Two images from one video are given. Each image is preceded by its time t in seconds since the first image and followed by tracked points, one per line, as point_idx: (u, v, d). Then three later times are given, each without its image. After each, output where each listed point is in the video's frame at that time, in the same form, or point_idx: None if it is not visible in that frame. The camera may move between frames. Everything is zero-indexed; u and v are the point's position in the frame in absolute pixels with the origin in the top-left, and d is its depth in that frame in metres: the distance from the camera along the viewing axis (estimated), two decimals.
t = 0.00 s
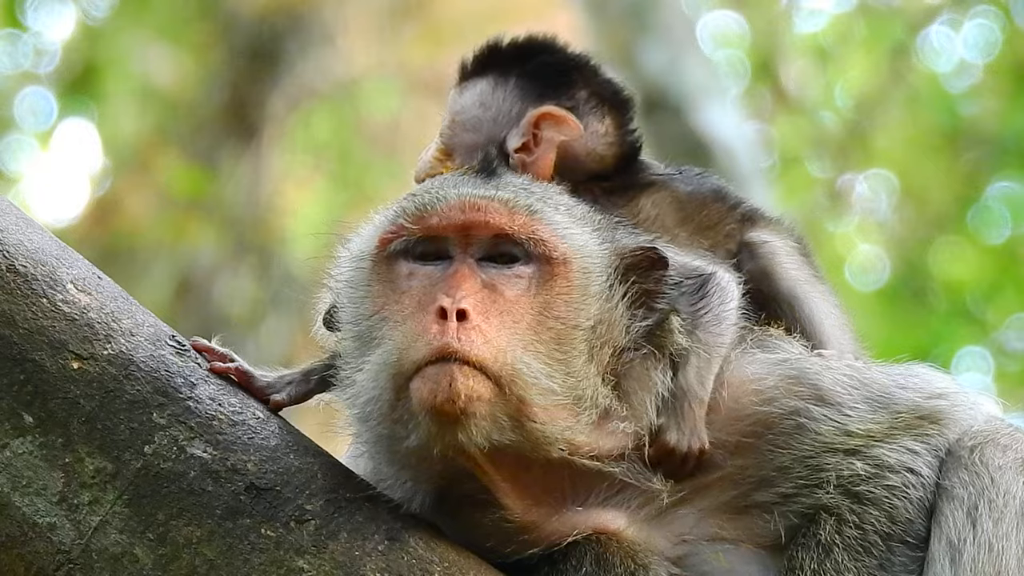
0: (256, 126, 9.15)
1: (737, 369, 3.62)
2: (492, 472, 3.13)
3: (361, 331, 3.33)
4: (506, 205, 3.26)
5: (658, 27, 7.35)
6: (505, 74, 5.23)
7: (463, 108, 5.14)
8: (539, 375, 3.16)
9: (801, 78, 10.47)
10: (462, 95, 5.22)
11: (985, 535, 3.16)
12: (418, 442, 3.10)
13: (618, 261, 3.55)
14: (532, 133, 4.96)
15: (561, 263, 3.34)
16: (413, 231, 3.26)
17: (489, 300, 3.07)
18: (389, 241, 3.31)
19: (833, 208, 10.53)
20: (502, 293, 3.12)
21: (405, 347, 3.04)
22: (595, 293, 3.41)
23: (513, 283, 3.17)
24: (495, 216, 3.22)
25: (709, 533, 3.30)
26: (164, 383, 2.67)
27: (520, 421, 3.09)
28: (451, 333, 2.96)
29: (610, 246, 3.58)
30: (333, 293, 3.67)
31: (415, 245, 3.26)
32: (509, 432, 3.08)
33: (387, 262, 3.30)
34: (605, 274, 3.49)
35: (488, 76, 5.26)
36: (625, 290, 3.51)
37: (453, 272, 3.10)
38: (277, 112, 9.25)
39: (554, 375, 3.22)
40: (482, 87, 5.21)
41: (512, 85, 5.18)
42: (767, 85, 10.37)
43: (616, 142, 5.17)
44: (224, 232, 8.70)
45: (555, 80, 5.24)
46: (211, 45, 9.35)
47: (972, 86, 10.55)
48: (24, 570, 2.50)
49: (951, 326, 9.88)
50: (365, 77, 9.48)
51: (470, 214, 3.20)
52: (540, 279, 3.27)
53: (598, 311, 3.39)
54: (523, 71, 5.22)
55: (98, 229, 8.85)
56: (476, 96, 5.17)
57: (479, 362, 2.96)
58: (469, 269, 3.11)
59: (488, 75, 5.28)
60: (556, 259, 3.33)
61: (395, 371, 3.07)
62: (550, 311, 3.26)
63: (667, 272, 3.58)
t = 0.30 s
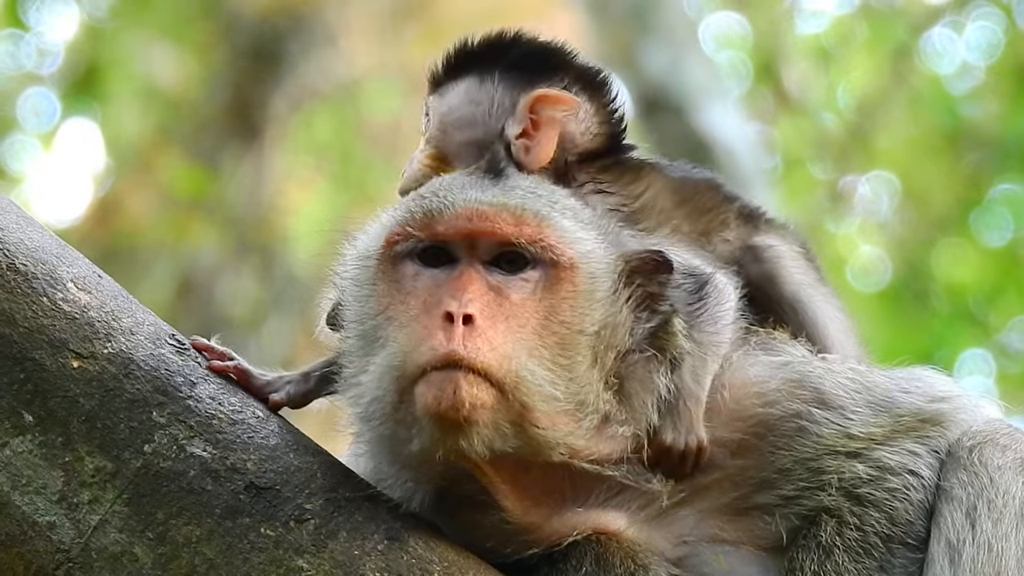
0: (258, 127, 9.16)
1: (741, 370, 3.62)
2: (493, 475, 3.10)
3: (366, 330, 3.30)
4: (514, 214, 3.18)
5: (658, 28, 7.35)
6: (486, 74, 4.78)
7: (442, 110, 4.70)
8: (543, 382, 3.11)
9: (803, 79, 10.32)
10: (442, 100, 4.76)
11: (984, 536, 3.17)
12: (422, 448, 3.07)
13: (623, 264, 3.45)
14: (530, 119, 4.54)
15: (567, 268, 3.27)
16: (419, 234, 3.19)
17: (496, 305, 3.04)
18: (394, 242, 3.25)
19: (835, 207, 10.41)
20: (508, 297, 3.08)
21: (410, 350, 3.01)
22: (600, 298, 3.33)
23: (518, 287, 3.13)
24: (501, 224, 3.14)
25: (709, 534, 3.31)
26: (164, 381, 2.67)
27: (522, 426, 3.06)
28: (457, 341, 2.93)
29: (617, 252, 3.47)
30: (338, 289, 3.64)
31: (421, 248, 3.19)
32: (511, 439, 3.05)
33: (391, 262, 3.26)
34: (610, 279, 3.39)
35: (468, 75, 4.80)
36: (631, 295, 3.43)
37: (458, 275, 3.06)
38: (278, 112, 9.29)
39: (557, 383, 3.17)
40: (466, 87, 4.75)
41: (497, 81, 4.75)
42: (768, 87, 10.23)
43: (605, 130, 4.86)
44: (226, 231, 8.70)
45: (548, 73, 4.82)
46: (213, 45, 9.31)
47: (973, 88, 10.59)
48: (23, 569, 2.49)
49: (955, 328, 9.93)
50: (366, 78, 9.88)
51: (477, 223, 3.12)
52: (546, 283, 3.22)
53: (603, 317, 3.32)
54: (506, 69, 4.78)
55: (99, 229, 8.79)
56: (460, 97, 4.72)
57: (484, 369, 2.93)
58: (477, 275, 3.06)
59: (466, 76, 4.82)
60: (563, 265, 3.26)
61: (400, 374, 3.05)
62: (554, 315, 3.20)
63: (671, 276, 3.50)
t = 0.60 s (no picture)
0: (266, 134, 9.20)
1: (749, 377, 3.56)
2: (501, 486, 3.07)
3: (377, 340, 3.27)
4: (526, 219, 3.19)
5: (667, 36, 7.36)
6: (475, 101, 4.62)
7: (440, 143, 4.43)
8: (551, 395, 3.10)
9: (810, 88, 10.39)
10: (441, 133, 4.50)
11: (990, 542, 3.18)
12: (432, 464, 3.02)
13: (632, 274, 3.45)
14: (541, 134, 4.47)
15: (577, 280, 3.27)
16: (430, 241, 3.19)
17: (506, 315, 3.04)
18: (405, 250, 3.25)
19: (843, 217, 10.40)
20: (518, 308, 3.08)
21: (422, 363, 2.98)
22: (609, 311, 3.32)
23: (529, 296, 3.13)
24: (514, 230, 3.16)
25: (716, 538, 3.32)
26: (171, 387, 2.67)
27: (529, 435, 3.05)
28: (466, 354, 2.92)
29: (624, 265, 3.45)
30: (347, 300, 3.64)
31: (433, 255, 3.20)
32: (519, 450, 3.05)
33: (402, 270, 3.24)
34: (619, 289, 3.38)
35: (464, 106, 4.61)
36: (639, 304, 3.42)
37: (470, 284, 3.06)
38: (287, 121, 9.26)
39: (562, 396, 3.14)
40: (461, 116, 4.53)
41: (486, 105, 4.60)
42: (777, 96, 10.29)
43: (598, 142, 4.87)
44: (234, 238, 8.70)
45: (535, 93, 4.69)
46: (221, 52, 9.37)
47: (982, 97, 10.58)
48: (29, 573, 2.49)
49: (963, 338, 9.90)
50: (373, 86, 9.38)
51: (491, 227, 3.14)
52: (557, 293, 3.23)
53: (612, 330, 3.31)
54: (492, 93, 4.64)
55: (107, 236, 8.82)
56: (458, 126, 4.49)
57: (488, 387, 2.92)
58: (488, 283, 3.07)
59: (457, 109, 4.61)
60: (573, 276, 3.27)
61: (412, 385, 3.01)
62: (563, 327, 3.20)
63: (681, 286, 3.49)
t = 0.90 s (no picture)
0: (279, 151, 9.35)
1: (740, 381, 3.58)
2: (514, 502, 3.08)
3: (387, 359, 3.31)
4: (536, 241, 3.22)
5: (680, 53, 7.40)
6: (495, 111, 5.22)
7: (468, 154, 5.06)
8: (574, 412, 3.14)
9: (822, 103, 10.46)
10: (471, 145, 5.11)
11: (1004, 560, 3.15)
12: (445, 479, 3.02)
13: (639, 290, 3.54)
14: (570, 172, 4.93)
15: (588, 299, 3.30)
16: (442, 265, 3.21)
17: (520, 337, 3.04)
18: (416, 273, 3.27)
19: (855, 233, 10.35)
20: (532, 329, 3.09)
21: (433, 389, 2.98)
22: (622, 326, 3.37)
23: (541, 318, 3.15)
24: (525, 252, 3.18)
25: (728, 554, 3.30)
26: (184, 405, 2.66)
27: (548, 454, 3.08)
28: (485, 378, 2.91)
29: (634, 274, 3.57)
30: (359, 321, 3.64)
31: (443, 278, 3.21)
32: (539, 468, 3.07)
33: (413, 294, 3.26)
34: (630, 306, 3.45)
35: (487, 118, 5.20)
36: (648, 309, 3.52)
37: (482, 306, 3.06)
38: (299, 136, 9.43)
39: (588, 409, 3.19)
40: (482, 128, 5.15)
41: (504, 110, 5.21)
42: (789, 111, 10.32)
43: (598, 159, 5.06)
44: (247, 253, 8.83)
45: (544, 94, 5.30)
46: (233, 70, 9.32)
47: (993, 114, 10.53)
48: None
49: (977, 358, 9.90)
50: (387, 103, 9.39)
51: (502, 250, 3.15)
52: (569, 313, 3.25)
53: (624, 341, 3.36)
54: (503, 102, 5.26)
55: (119, 252, 8.81)
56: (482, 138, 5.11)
57: (509, 409, 2.93)
58: (500, 304, 3.07)
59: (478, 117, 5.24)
60: (585, 295, 3.30)
61: (422, 413, 3.03)
62: (578, 346, 3.22)
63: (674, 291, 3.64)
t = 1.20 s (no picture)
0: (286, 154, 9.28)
1: (735, 387, 3.53)
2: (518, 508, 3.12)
3: (396, 362, 3.34)
4: (551, 251, 3.27)
5: (686, 56, 7.38)
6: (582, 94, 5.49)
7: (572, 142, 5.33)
8: (583, 422, 3.18)
9: (825, 104, 10.30)
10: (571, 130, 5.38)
11: (1007, 565, 3.14)
12: (454, 481, 3.08)
13: (651, 296, 3.58)
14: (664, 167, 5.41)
15: (600, 307, 3.35)
16: (455, 270, 3.27)
17: (533, 344, 3.10)
18: (429, 277, 3.32)
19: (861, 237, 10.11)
20: (545, 336, 3.15)
21: (445, 392, 3.03)
22: (633, 336, 3.43)
23: (554, 325, 3.20)
24: (540, 260, 3.23)
25: (732, 560, 3.27)
26: (190, 409, 2.66)
27: (556, 462, 3.13)
28: (498, 383, 2.95)
29: (644, 284, 3.60)
30: (366, 322, 3.67)
31: (457, 282, 3.27)
32: (545, 475, 3.12)
33: (425, 297, 3.31)
34: (642, 314, 3.50)
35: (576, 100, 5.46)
36: (657, 320, 3.55)
37: (496, 313, 3.11)
38: (306, 140, 9.31)
39: (596, 421, 3.23)
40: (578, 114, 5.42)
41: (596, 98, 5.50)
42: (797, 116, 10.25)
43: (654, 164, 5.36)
44: (254, 258, 8.80)
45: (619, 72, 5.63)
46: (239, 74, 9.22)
47: (1000, 119, 10.49)
48: None
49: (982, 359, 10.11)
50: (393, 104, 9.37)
51: (517, 258, 3.20)
52: (581, 321, 3.30)
53: (635, 350, 3.41)
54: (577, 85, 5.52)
55: (127, 256, 8.88)
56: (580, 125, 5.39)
57: (522, 414, 2.99)
58: (512, 310, 3.13)
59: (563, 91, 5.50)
60: (597, 304, 3.35)
61: (436, 414, 3.07)
62: (589, 353, 3.28)
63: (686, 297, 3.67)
